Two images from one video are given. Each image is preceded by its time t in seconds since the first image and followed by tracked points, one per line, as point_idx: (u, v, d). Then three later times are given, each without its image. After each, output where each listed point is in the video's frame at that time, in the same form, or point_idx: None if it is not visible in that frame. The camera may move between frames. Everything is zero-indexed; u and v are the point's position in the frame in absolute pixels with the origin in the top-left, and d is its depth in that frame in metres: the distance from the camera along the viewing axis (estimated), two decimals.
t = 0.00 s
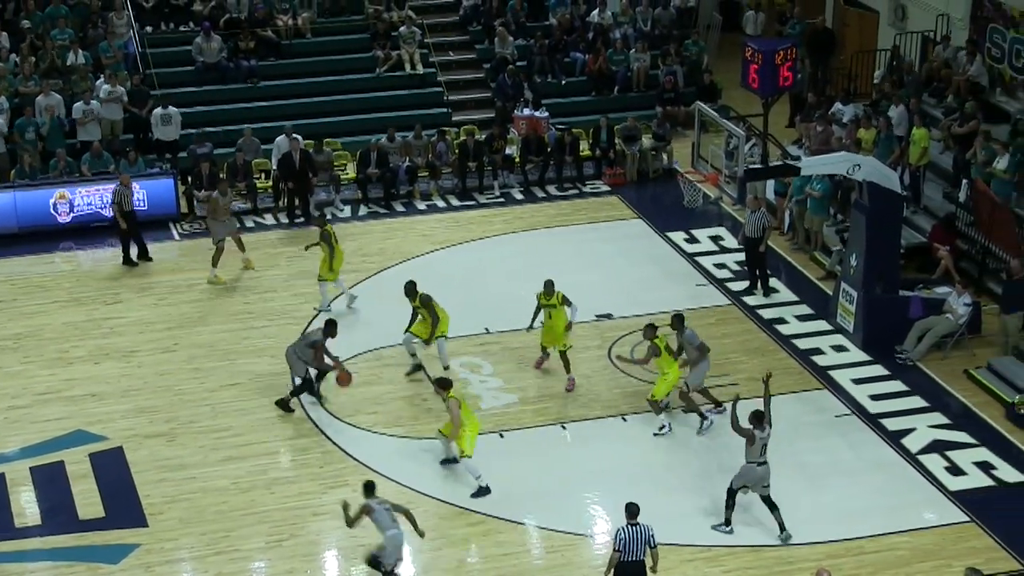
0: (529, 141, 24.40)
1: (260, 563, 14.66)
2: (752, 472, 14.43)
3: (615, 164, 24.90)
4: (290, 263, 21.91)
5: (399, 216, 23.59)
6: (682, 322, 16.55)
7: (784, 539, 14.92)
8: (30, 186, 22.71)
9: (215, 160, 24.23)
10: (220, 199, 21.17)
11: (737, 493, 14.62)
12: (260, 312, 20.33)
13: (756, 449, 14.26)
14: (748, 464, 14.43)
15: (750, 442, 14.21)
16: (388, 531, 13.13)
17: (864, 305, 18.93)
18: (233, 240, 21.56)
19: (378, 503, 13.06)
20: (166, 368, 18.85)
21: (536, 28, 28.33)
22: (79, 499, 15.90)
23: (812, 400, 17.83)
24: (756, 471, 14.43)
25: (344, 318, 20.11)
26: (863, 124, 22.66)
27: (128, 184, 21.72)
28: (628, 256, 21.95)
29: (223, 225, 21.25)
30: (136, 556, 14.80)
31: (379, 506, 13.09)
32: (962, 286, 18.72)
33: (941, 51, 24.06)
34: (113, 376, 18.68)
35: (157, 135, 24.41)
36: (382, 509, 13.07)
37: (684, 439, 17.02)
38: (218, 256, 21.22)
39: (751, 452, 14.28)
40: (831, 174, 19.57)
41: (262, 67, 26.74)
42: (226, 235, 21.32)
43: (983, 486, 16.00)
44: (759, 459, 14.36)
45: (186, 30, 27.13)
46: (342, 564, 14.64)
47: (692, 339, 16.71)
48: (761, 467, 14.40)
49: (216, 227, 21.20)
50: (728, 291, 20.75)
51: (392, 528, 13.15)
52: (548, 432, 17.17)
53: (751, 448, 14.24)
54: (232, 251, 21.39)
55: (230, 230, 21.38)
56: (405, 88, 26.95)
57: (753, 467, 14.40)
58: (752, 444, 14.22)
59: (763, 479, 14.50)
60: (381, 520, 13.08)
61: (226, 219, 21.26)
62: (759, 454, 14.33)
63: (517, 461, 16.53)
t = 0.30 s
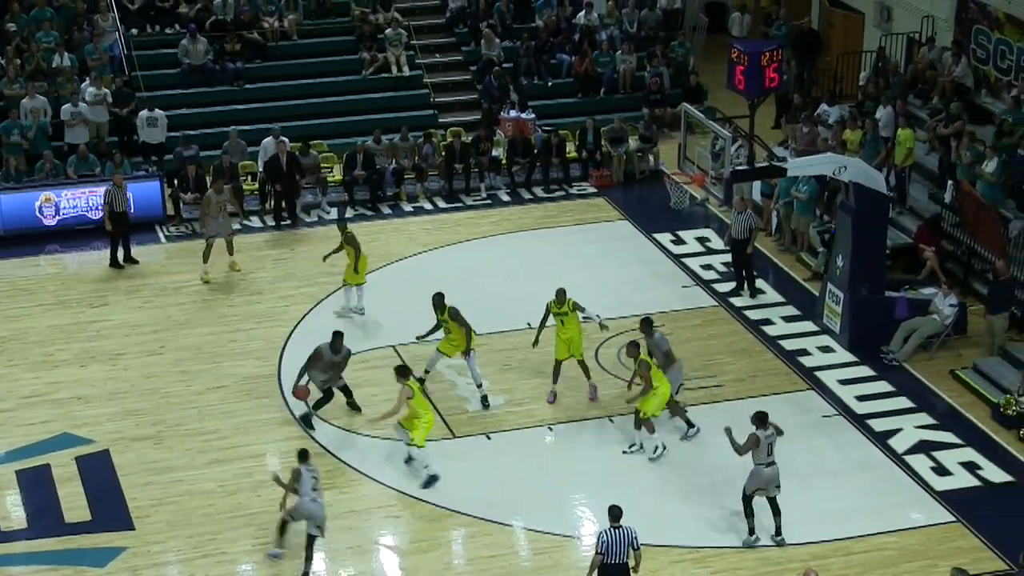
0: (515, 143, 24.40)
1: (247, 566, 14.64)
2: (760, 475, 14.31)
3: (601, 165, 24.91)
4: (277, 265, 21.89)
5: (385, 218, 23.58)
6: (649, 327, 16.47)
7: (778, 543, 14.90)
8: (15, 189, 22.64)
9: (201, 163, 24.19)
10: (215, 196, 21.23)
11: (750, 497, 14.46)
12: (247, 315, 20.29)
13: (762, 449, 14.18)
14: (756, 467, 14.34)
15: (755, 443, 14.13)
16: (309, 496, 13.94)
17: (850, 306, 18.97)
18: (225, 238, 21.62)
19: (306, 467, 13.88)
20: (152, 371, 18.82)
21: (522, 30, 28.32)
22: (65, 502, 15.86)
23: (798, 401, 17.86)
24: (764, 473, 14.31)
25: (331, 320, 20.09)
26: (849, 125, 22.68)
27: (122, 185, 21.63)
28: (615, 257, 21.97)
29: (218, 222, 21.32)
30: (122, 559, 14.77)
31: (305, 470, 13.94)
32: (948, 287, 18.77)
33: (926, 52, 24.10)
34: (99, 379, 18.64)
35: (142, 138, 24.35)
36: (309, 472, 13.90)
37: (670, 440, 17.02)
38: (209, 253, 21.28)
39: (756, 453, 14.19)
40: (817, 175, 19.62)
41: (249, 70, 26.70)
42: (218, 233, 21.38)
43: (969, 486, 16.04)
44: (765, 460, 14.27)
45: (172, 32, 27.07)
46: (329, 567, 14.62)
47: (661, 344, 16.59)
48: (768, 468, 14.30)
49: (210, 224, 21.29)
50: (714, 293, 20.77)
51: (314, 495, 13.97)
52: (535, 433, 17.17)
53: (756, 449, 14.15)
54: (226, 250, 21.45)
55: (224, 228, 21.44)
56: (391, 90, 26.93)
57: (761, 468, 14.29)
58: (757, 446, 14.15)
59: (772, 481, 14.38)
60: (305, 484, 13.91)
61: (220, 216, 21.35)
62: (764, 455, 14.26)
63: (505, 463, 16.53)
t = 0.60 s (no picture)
0: (498, 146, 24.38)
1: (230, 570, 14.60)
2: (753, 495, 14.21)
3: (584, 167, 24.92)
4: (260, 268, 21.83)
5: (368, 221, 23.54)
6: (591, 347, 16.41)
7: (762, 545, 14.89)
8: None
9: (183, 166, 24.13)
10: (193, 199, 21.27)
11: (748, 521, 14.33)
12: (229, 319, 20.24)
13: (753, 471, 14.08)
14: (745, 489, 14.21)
15: (748, 466, 14.02)
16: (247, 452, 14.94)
17: (833, 308, 18.99)
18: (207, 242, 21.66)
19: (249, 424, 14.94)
20: (135, 375, 18.76)
21: (504, 33, 28.30)
22: (47, 507, 15.80)
23: (781, 403, 17.87)
24: (756, 492, 14.22)
25: (314, 324, 20.04)
26: (831, 127, 22.68)
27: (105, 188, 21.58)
28: (598, 260, 21.96)
29: (195, 225, 21.36)
30: (105, 564, 14.72)
31: (249, 428, 14.97)
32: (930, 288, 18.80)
33: (907, 54, 24.14)
34: (81, 383, 18.57)
35: (124, 141, 24.28)
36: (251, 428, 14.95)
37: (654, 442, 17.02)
38: (187, 254, 21.39)
39: (749, 475, 14.09)
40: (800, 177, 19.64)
41: (231, 73, 26.64)
42: (197, 235, 21.42)
43: (952, 487, 16.07)
44: (755, 479, 14.17)
45: (153, 36, 26.98)
46: (313, 571, 14.59)
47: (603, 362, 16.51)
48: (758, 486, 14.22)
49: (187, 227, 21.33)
50: (697, 295, 20.78)
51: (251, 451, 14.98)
52: (518, 436, 17.15)
53: (750, 471, 14.04)
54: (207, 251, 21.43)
55: (203, 231, 21.43)
56: (373, 93, 26.89)
57: (751, 488, 14.19)
58: (750, 467, 14.04)
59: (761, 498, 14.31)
60: (246, 440, 14.92)
61: (198, 220, 21.35)
62: (753, 476, 14.18)
63: (489, 466, 16.51)
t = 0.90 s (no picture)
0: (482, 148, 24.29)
1: None
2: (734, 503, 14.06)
3: (569, 170, 24.75)
4: (243, 273, 21.72)
5: (352, 225, 23.45)
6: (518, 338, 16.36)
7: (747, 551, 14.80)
8: None
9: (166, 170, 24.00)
10: (167, 204, 21.13)
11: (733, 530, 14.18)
12: (213, 324, 20.14)
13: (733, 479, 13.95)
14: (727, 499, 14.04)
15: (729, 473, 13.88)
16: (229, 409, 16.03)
17: (818, 311, 18.96)
18: (183, 248, 21.53)
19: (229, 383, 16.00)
20: (118, 381, 18.64)
21: (489, 35, 28.22)
22: (29, 514, 15.68)
23: (767, 406, 17.83)
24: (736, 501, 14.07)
25: (298, 328, 19.94)
26: (816, 129, 22.63)
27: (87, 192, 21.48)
28: (583, 263, 21.90)
29: (171, 232, 21.21)
30: (88, 571, 14.61)
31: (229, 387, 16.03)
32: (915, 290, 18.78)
33: (892, 56, 24.11)
34: (64, 388, 18.45)
35: (106, 145, 24.16)
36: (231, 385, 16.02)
37: (638, 446, 16.96)
38: (165, 261, 21.29)
39: (730, 483, 13.95)
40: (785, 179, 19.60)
41: (214, 76, 26.54)
42: (174, 242, 21.26)
43: (938, 489, 16.04)
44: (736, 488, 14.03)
45: (136, 39, 26.84)
46: None
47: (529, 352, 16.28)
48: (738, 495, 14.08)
49: (164, 234, 21.20)
50: (682, 298, 20.73)
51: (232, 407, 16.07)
52: (504, 440, 17.08)
53: (731, 479, 13.90)
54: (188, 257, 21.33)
55: (180, 238, 21.31)
56: (358, 96, 26.79)
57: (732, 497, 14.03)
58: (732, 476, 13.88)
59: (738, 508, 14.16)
60: (226, 399, 16.00)
61: (172, 227, 21.19)
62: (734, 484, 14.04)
63: (474, 470, 16.44)
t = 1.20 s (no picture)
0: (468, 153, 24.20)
1: None
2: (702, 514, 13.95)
3: (555, 175, 24.80)
4: (229, 279, 21.61)
5: (338, 231, 23.34)
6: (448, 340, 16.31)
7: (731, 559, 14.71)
8: None
9: (151, 176, 23.87)
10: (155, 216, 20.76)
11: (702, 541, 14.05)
12: (199, 330, 20.02)
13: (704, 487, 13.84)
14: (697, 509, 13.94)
15: (699, 483, 13.77)
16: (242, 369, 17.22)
17: (805, 315, 18.91)
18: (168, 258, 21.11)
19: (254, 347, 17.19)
20: (102, 388, 18.51)
21: (474, 40, 28.14)
22: (13, 522, 15.55)
23: (754, 411, 17.77)
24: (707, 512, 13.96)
25: (283, 334, 19.83)
26: (804, 133, 22.57)
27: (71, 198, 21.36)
28: (570, 268, 21.83)
29: (155, 242, 20.85)
30: None
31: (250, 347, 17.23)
32: (903, 295, 18.75)
33: (878, 60, 24.08)
34: (48, 396, 18.32)
35: (90, 151, 24.03)
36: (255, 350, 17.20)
37: (626, 452, 16.88)
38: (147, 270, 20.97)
39: (700, 492, 13.84)
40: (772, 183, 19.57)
41: (198, 81, 26.43)
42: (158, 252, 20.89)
43: (926, 494, 15.98)
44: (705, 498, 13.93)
45: (120, 44, 26.71)
46: None
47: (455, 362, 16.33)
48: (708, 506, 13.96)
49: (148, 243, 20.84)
50: (669, 303, 20.67)
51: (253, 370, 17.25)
52: (491, 446, 16.99)
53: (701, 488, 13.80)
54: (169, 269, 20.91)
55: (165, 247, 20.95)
56: (343, 101, 26.70)
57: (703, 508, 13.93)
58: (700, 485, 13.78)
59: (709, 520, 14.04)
60: (243, 357, 17.21)
61: (158, 236, 20.82)
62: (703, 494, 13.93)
63: (461, 477, 16.35)
